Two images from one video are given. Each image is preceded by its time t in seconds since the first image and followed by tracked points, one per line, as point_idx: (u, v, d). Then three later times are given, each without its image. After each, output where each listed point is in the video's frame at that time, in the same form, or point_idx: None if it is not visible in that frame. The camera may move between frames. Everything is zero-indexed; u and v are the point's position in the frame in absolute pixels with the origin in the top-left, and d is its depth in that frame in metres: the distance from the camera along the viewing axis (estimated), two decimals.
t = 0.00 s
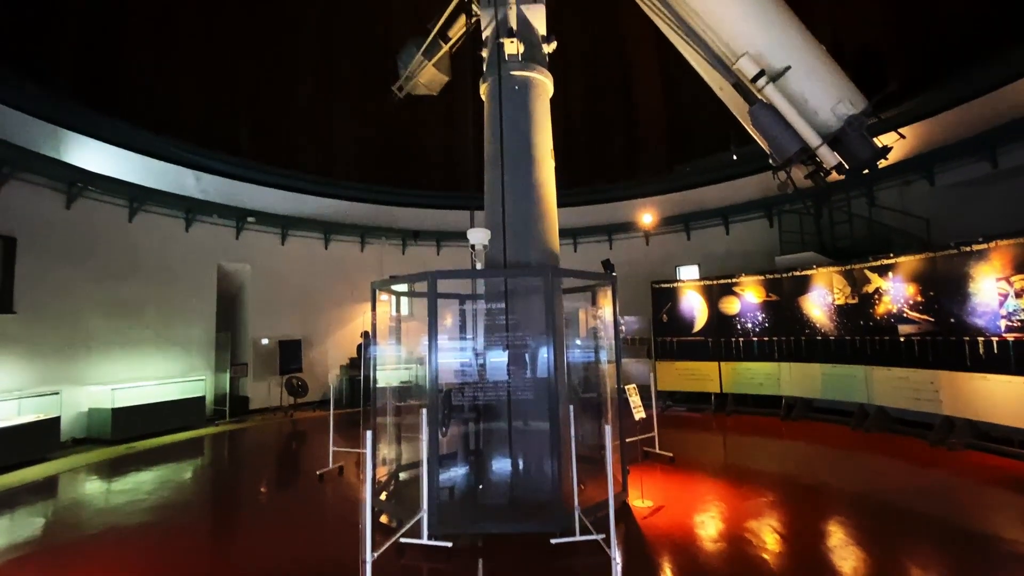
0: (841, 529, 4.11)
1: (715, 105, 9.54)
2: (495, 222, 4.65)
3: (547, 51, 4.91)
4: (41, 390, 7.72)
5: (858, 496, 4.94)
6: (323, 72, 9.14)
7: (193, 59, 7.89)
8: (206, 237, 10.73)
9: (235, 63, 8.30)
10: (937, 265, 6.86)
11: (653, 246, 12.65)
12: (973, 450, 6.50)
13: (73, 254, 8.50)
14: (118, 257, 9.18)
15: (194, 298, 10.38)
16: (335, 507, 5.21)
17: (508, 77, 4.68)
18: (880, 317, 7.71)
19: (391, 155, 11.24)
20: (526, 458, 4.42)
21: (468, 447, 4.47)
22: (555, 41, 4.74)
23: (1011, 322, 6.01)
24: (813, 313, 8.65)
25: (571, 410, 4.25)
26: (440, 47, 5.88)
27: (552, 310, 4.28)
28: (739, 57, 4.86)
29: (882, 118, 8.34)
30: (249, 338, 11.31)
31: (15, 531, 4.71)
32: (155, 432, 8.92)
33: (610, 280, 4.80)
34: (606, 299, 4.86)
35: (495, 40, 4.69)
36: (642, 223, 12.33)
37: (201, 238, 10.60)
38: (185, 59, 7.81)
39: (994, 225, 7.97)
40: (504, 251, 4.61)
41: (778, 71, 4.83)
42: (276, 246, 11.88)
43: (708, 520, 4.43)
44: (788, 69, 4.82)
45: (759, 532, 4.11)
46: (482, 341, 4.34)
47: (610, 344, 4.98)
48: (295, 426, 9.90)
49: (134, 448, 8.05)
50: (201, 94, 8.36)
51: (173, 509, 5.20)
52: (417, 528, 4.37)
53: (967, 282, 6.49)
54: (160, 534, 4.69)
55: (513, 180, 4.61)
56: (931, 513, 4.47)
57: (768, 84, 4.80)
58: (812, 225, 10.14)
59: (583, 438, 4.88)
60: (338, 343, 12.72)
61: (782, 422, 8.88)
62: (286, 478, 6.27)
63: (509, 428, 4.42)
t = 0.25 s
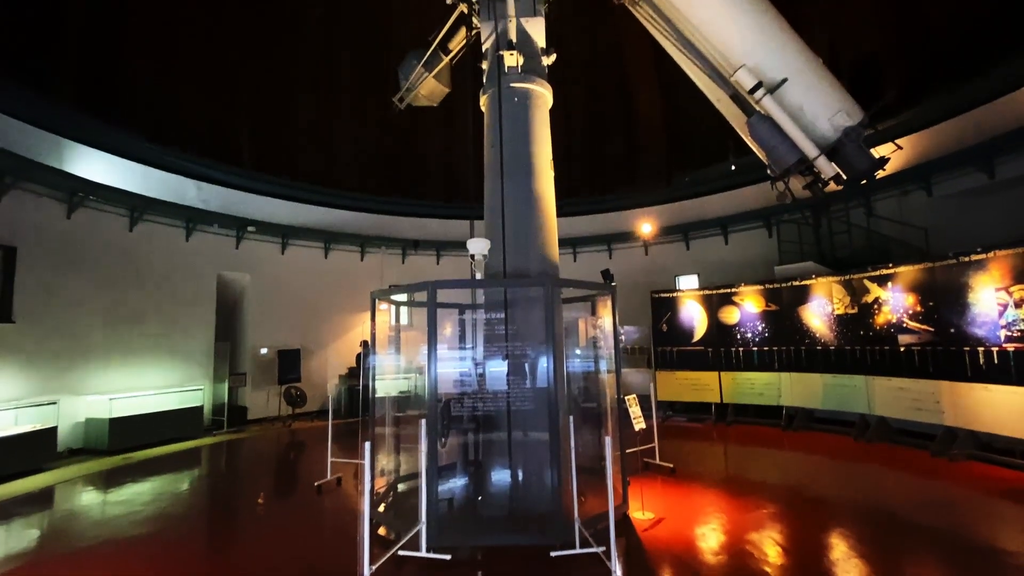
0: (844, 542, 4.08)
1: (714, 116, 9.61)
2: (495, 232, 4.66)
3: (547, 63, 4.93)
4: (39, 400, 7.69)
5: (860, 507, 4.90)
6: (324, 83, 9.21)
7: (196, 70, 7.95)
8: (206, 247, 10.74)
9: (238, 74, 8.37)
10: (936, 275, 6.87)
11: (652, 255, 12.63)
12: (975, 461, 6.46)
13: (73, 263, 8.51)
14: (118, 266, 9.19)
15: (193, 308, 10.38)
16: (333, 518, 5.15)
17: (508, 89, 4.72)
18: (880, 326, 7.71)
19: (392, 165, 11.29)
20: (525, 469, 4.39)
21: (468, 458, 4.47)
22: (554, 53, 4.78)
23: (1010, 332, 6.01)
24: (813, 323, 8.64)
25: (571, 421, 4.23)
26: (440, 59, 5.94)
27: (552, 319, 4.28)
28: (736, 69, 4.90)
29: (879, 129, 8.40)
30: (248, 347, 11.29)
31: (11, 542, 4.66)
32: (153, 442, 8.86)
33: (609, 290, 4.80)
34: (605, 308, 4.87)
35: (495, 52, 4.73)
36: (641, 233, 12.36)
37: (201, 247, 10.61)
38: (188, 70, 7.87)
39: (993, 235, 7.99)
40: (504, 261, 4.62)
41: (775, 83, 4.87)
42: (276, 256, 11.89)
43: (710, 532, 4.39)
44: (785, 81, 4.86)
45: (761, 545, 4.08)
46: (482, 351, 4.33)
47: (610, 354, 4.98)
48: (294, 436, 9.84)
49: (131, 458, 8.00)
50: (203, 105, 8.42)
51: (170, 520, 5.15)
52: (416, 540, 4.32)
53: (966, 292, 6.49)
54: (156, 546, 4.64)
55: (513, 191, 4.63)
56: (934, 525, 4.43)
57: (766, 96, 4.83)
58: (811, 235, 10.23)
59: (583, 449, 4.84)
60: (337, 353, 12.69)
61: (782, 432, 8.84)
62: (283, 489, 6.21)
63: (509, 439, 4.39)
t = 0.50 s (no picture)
0: (845, 552, 4.05)
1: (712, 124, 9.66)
2: (494, 240, 4.66)
3: (546, 72, 4.95)
4: (35, 407, 7.65)
5: (861, 516, 4.87)
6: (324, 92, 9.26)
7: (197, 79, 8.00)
8: (205, 254, 10.73)
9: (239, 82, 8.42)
10: (934, 283, 6.88)
11: (651, 262, 12.66)
12: (975, 470, 6.44)
13: (72, 270, 8.50)
14: (116, 273, 9.18)
15: (192, 315, 10.36)
16: (330, 529, 5.09)
17: (508, 98, 4.74)
18: (879, 334, 7.71)
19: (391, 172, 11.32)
20: (524, 478, 4.35)
21: (467, 467, 4.50)
22: (554, 63, 4.80)
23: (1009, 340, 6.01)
24: (812, 331, 8.64)
25: (571, 429, 4.20)
26: (440, 68, 5.98)
27: (552, 327, 4.26)
28: (734, 79, 4.94)
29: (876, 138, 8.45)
30: (246, 355, 11.25)
31: (5, 552, 4.62)
32: (150, 450, 8.80)
33: (608, 297, 4.80)
34: (605, 316, 4.86)
35: (495, 62, 4.76)
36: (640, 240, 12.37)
37: (200, 254, 10.61)
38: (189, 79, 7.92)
39: (991, 243, 8.01)
40: (503, 269, 4.62)
41: (773, 92, 4.90)
42: (275, 263, 11.88)
43: (710, 542, 4.36)
44: (783, 90, 4.89)
45: (762, 555, 4.04)
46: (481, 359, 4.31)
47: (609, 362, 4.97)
48: (291, 444, 9.78)
49: (127, 467, 7.94)
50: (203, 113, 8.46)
51: (165, 530, 5.10)
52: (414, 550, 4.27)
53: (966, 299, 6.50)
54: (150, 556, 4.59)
55: (512, 199, 4.64)
56: (936, 534, 4.41)
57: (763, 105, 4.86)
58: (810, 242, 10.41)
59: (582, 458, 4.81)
60: (336, 360, 12.65)
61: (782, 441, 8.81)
62: (280, 498, 6.16)
63: (507, 447, 4.36)
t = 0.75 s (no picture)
0: (848, 565, 4.00)
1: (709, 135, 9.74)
2: (493, 251, 4.67)
3: (545, 84, 4.99)
4: (31, 417, 7.60)
5: (864, 529, 4.82)
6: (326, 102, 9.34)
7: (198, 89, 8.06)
8: (205, 263, 10.73)
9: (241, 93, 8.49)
10: (933, 294, 6.90)
11: (651, 271, 12.58)
12: (977, 481, 6.40)
13: (70, 279, 8.49)
14: (115, 282, 9.17)
15: (191, 324, 10.34)
16: (327, 541, 5.04)
17: (506, 109, 4.77)
18: (878, 344, 7.71)
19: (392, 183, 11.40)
20: (524, 489, 4.31)
21: (466, 478, 4.43)
22: (553, 74, 4.83)
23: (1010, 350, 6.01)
24: (812, 340, 8.63)
25: (571, 440, 4.16)
26: (440, 79, 6.03)
27: (551, 336, 4.23)
28: (732, 91, 4.99)
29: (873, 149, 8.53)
30: (244, 365, 11.21)
31: None
32: (146, 461, 8.73)
33: (607, 306, 4.80)
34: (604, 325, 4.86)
35: (494, 74, 4.79)
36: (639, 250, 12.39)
37: (200, 263, 10.61)
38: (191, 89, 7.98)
39: (989, 254, 8.04)
40: (502, 279, 4.62)
41: (770, 104, 4.94)
42: (275, 272, 11.88)
43: (711, 554, 4.32)
44: (779, 102, 4.92)
45: (763, 568, 4.00)
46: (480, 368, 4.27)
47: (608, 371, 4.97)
48: (289, 454, 9.71)
49: (123, 478, 7.87)
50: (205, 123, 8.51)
51: (160, 542, 5.04)
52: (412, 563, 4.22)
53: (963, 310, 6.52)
54: (144, 569, 4.53)
55: (511, 210, 4.65)
56: (938, 547, 4.36)
57: (761, 116, 4.91)
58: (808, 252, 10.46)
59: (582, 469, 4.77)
60: (334, 370, 12.60)
61: (783, 451, 8.77)
62: (277, 510, 6.10)
63: (507, 458, 4.31)
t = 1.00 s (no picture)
0: None
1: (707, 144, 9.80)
2: (492, 259, 4.67)
3: (543, 92, 5.02)
4: (27, 426, 7.56)
5: (866, 539, 4.78)
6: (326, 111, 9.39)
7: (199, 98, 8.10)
8: (203, 270, 10.72)
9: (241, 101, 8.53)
10: (931, 302, 6.92)
11: (649, 280, 12.65)
12: (977, 490, 6.39)
13: (68, 286, 8.48)
14: (113, 289, 9.15)
15: (189, 331, 10.32)
16: (323, 551, 4.99)
17: (505, 118, 4.80)
18: (877, 353, 7.72)
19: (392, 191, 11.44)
20: (522, 499, 4.26)
21: (463, 487, 4.35)
22: (551, 84, 4.87)
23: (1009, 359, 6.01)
24: (810, 349, 8.63)
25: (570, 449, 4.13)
26: (440, 88, 6.08)
27: (549, 344, 4.21)
28: (729, 100, 5.03)
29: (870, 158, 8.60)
30: (242, 373, 11.17)
31: None
32: (142, 469, 8.68)
33: (606, 314, 4.80)
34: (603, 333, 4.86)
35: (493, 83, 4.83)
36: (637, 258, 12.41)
37: (198, 271, 10.60)
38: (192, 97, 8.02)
39: (986, 262, 8.07)
40: (501, 287, 4.62)
41: (767, 113, 4.98)
42: (273, 279, 11.87)
43: (710, 565, 4.29)
44: (776, 112, 4.96)
45: None
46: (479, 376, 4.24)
47: (607, 380, 4.96)
48: (286, 463, 9.65)
49: (118, 487, 7.81)
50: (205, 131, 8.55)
51: (155, 552, 5.00)
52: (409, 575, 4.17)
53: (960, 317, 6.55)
54: None
55: (510, 219, 4.66)
56: (939, 557, 4.33)
57: (758, 126, 4.94)
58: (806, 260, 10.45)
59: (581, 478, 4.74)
60: (332, 378, 12.56)
61: (782, 460, 8.73)
62: (273, 520, 6.05)
63: (505, 467, 4.27)
